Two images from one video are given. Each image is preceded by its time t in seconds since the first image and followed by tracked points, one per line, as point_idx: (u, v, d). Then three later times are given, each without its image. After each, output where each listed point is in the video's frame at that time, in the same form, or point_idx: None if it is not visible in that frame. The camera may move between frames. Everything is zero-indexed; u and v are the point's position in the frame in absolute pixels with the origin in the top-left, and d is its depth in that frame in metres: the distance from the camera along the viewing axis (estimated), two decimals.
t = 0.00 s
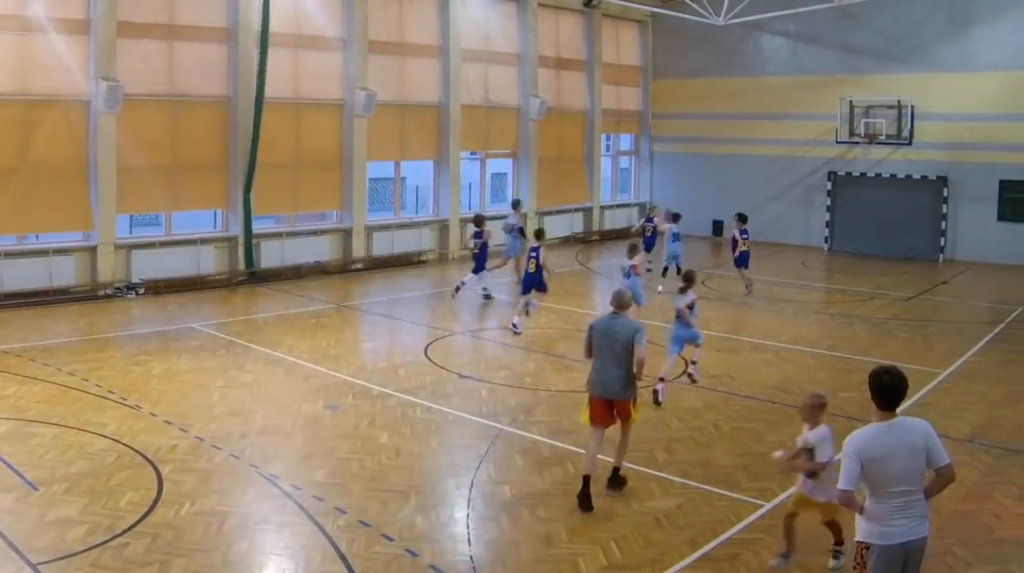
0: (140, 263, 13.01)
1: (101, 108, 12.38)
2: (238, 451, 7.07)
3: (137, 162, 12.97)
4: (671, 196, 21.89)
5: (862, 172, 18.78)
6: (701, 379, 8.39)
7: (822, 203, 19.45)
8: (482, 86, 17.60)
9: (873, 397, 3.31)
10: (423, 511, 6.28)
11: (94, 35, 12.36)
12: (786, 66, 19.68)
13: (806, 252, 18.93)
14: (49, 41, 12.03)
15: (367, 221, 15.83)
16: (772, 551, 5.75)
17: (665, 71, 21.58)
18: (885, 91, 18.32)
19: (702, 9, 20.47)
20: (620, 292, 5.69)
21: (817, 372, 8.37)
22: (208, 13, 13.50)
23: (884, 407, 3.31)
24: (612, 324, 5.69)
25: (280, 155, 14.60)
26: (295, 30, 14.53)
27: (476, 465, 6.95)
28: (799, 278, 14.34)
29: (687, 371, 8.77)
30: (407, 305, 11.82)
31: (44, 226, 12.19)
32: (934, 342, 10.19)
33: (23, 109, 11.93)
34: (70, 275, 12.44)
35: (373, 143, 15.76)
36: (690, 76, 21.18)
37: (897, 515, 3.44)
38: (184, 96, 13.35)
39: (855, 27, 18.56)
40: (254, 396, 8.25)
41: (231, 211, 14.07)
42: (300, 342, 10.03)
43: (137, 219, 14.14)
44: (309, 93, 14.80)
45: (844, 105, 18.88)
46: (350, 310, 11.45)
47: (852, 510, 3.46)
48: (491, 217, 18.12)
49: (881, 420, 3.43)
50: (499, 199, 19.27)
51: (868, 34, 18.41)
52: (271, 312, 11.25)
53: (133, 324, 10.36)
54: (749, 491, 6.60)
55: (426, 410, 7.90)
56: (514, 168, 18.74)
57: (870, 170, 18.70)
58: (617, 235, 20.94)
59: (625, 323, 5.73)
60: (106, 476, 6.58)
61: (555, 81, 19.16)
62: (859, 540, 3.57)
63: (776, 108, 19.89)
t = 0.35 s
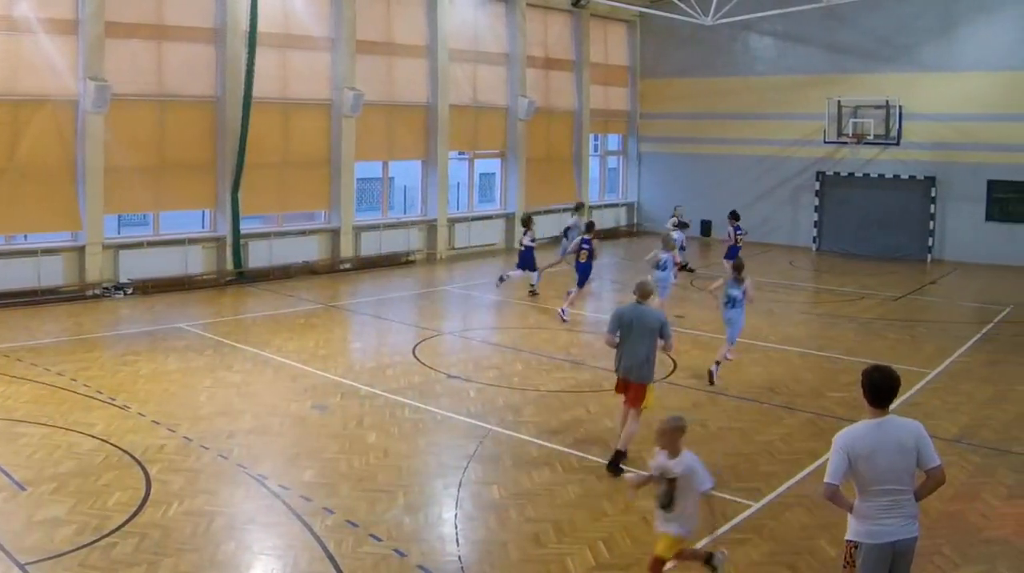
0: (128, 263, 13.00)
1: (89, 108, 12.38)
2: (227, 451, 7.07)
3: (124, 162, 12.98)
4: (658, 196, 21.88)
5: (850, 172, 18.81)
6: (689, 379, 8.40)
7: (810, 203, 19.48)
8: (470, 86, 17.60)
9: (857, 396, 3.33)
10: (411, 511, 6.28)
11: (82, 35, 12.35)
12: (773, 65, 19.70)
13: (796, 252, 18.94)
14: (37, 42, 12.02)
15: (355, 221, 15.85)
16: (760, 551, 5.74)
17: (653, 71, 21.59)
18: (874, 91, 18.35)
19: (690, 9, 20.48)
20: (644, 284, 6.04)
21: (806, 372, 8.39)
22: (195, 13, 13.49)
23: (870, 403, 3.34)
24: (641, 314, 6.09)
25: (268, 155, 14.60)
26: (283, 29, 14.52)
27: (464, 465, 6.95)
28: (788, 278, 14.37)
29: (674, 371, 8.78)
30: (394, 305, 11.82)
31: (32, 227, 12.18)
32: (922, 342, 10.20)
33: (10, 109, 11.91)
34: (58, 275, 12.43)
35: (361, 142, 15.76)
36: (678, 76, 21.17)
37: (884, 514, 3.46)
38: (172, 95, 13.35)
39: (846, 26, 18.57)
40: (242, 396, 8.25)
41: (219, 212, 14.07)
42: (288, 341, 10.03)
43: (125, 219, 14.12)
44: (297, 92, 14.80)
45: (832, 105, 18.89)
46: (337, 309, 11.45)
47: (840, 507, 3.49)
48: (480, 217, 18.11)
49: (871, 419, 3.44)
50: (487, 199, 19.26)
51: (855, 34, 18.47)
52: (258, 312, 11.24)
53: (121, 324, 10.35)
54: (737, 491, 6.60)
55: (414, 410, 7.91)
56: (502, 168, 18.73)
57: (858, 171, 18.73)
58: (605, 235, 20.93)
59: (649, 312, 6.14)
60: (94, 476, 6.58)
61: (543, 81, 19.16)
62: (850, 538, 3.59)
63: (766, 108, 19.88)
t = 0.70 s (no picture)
0: (115, 264, 13.00)
1: (77, 108, 12.38)
2: (213, 451, 7.07)
3: (111, 162, 12.98)
4: (644, 197, 21.87)
5: (837, 172, 18.82)
6: (676, 379, 8.41)
7: (797, 203, 19.45)
8: (457, 86, 17.61)
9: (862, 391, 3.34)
10: (398, 511, 6.28)
11: (68, 35, 12.35)
12: (759, 65, 19.72)
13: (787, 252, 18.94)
14: (24, 42, 12.02)
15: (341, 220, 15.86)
16: (747, 551, 5.74)
17: (639, 71, 21.58)
18: (863, 91, 18.36)
19: (677, 9, 20.49)
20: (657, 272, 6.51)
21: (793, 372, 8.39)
22: (182, 13, 13.49)
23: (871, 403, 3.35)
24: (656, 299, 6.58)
25: (255, 155, 14.59)
26: (269, 29, 14.52)
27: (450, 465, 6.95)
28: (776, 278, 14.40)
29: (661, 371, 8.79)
30: (381, 305, 11.82)
31: (19, 227, 12.17)
32: (908, 342, 10.21)
33: None
34: (45, 275, 12.42)
35: (348, 142, 15.77)
36: (664, 76, 21.16)
37: (873, 513, 3.48)
38: (159, 96, 13.35)
39: (835, 26, 18.57)
40: (229, 396, 8.25)
41: (206, 212, 14.06)
42: (274, 341, 10.04)
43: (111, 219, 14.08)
44: (284, 93, 14.80)
45: (819, 106, 18.86)
46: (323, 310, 11.45)
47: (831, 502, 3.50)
48: (467, 217, 18.11)
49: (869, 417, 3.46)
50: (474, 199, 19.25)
51: (842, 33, 18.49)
52: (244, 312, 11.24)
53: (107, 324, 10.34)
54: (724, 491, 6.60)
55: (401, 410, 7.91)
56: (488, 168, 18.73)
57: (845, 171, 18.74)
58: (592, 235, 20.93)
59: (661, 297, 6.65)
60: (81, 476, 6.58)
61: (530, 81, 19.18)
62: (836, 535, 3.60)
63: (754, 108, 19.87)
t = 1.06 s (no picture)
0: (102, 264, 12.99)
1: (65, 108, 12.38)
2: (201, 451, 7.07)
3: (98, 162, 12.98)
4: (631, 197, 21.89)
5: (825, 172, 18.81)
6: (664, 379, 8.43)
7: (785, 203, 19.43)
8: (445, 86, 17.61)
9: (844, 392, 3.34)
10: (386, 511, 6.28)
11: (57, 35, 12.34)
12: (746, 65, 19.73)
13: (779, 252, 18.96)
14: (12, 42, 12.01)
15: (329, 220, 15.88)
16: (735, 551, 5.74)
17: (627, 71, 21.58)
18: (850, 91, 18.39)
19: (666, 9, 20.50)
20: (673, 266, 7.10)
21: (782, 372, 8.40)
22: (170, 13, 13.49)
23: (855, 402, 3.36)
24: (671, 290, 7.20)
25: (243, 155, 14.59)
26: (257, 29, 14.52)
27: (438, 466, 6.95)
28: (764, 278, 14.43)
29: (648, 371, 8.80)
30: (369, 305, 11.83)
31: (7, 227, 12.17)
32: (897, 342, 10.22)
33: None
34: (32, 275, 12.42)
35: (336, 143, 15.79)
36: (652, 76, 21.15)
37: (858, 514, 3.47)
38: (146, 96, 13.34)
39: (824, 26, 18.56)
40: (218, 396, 8.25)
41: (194, 212, 14.06)
42: (261, 341, 10.04)
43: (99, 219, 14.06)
44: (272, 93, 14.81)
45: (807, 105, 18.90)
46: (310, 310, 11.45)
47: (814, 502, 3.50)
48: (454, 217, 18.12)
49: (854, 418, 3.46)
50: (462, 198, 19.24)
51: (831, 33, 18.50)
52: (232, 312, 11.25)
53: (96, 324, 10.34)
54: (712, 491, 6.60)
55: (389, 410, 7.91)
56: (476, 168, 18.73)
57: (833, 171, 18.73)
58: (580, 235, 20.93)
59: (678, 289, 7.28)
60: (69, 476, 6.57)
61: (518, 81, 19.18)
62: (822, 535, 3.60)
63: (742, 108, 19.85)
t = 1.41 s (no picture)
0: (89, 263, 12.98)
1: (52, 108, 12.38)
2: (188, 451, 7.07)
3: (85, 162, 12.98)
4: (618, 197, 21.91)
5: (812, 172, 18.82)
6: (651, 379, 8.44)
7: (772, 203, 19.43)
8: (432, 85, 17.62)
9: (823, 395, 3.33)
10: (373, 511, 6.27)
11: (44, 35, 12.34)
12: (733, 65, 19.73)
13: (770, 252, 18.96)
14: None
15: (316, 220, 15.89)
16: (722, 551, 5.74)
17: (613, 71, 21.58)
18: (837, 91, 18.40)
19: (652, 9, 20.51)
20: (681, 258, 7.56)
21: (769, 372, 8.41)
22: (157, 13, 13.49)
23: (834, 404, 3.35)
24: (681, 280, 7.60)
25: (230, 154, 14.59)
26: (244, 29, 14.53)
27: (424, 465, 6.94)
28: (751, 278, 14.46)
29: (635, 371, 8.81)
30: (355, 305, 11.83)
31: None
32: (885, 342, 10.23)
33: None
34: (19, 274, 12.41)
35: (323, 143, 15.80)
36: (639, 76, 21.14)
37: (839, 515, 3.46)
38: (133, 95, 13.34)
39: (813, 26, 18.54)
40: (205, 395, 8.25)
41: (181, 212, 14.06)
42: (248, 341, 10.04)
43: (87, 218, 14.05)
44: (258, 93, 14.81)
45: (794, 106, 18.88)
46: (296, 309, 11.45)
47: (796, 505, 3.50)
48: (441, 217, 18.12)
49: (834, 420, 3.45)
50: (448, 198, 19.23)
51: (818, 33, 18.50)
52: (218, 312, 11.24)
53: (83, 324, 10.33)
54: (698, 491, 6.60)
55: (375, 410, 7.91)
56: (463, 168, 18.74)
57: (819, 171, 18.75)
58: (567, 235, 20.94)
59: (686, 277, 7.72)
60: (56, 476, 6.56)
61: (504, 80, 19.19)
62: (803, 535, 3.60)
63: (731, 108, 19.83)
